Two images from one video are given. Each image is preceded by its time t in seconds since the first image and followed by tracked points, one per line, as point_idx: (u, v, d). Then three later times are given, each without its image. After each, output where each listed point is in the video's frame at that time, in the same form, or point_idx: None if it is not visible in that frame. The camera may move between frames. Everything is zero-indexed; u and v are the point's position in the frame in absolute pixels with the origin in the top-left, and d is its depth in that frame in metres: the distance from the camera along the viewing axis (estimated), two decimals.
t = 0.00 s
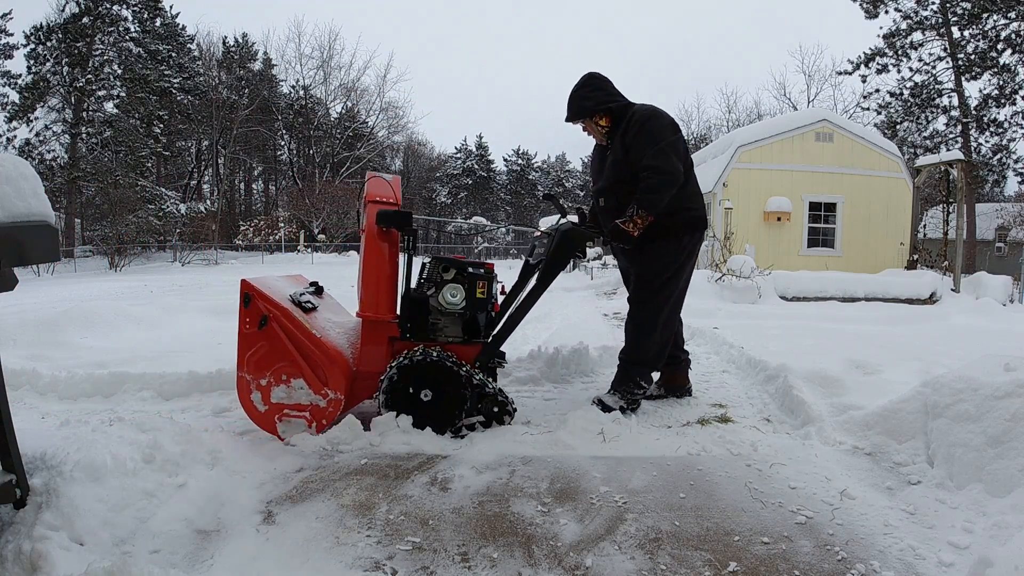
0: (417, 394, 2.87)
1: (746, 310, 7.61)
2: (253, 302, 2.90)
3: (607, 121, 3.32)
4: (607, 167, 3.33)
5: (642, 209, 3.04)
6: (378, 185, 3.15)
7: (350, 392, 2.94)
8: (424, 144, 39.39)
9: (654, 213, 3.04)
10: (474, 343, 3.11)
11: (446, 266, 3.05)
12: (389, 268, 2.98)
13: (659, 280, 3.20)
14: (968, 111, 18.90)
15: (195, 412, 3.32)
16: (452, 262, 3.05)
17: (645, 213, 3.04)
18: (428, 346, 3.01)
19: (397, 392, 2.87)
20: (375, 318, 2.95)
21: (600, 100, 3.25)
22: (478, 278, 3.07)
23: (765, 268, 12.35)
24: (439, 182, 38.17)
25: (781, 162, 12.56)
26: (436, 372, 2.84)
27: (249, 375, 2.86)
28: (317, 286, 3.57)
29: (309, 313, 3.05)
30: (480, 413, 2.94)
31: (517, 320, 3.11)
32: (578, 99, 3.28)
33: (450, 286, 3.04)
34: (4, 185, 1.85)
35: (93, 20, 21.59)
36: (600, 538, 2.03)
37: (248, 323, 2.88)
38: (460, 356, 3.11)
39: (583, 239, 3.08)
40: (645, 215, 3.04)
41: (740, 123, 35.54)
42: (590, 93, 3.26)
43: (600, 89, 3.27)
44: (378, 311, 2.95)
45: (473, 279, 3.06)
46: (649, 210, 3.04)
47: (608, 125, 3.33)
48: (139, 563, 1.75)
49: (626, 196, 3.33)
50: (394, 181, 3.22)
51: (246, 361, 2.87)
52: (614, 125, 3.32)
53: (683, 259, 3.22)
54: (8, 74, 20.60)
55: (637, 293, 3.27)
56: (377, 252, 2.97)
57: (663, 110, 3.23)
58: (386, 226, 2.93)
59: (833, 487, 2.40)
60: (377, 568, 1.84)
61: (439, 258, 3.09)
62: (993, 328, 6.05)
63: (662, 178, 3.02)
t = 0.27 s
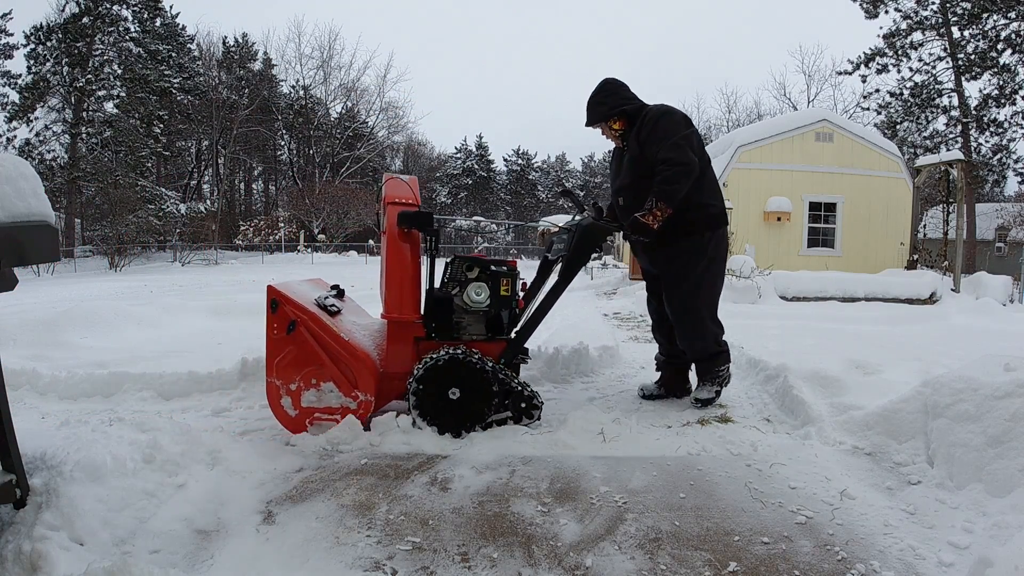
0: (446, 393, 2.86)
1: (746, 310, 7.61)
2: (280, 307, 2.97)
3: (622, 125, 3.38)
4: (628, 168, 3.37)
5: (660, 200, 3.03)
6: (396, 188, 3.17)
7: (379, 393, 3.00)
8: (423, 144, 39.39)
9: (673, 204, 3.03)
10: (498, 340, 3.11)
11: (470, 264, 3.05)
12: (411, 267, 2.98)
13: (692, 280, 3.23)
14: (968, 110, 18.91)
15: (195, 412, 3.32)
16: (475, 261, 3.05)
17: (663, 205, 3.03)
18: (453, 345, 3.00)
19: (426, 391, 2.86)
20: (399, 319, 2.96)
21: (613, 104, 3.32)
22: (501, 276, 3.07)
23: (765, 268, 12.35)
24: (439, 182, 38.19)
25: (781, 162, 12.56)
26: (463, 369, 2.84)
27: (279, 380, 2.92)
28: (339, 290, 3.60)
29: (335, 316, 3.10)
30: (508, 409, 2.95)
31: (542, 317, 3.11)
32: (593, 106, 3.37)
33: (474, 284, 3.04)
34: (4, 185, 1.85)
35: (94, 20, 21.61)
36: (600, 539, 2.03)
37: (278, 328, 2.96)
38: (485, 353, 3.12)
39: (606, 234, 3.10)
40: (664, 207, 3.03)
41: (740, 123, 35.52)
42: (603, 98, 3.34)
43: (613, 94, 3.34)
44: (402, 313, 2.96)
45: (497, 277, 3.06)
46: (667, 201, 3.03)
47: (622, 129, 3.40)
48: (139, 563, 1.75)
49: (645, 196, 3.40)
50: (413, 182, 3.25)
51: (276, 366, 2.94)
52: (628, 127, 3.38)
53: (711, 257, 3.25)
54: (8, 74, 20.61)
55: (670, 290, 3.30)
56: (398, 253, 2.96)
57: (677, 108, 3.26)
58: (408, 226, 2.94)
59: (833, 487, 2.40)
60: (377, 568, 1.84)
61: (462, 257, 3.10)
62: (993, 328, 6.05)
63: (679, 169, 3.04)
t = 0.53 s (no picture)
0: (473, 391, 2.88)
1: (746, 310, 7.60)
2: (308, 310, 2.93)
3: (649, 125, 3.38)
4: (652, 169, 3.36)
5: (683, 197, 3.05)
6: (416, 188, 3.19)
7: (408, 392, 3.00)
8: (424, 144, 39.39)
9: (695, 200, 3.04)
10: (523, 337, 3.19)
11: (495, 264, 3.10)
12: (436, 268, 3.02)
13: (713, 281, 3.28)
14: (968, 110, 18.90)
15: (195, 412, 3.32)
16: (501, 260, 3.10)
17: (685, 204, 3.05)
18: (479, 342, 3.08)
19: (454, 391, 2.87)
20: (426, 319, 3.00)
21: (639, 106, 3.34)
22: (526, 274, 3.13)
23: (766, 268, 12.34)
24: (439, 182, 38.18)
25: (781, 162, 12.56)
26: (491, 365, 2.86)
27: (308, 383, 2.91)
28: (362, 293, 3.61)
29: (360, 317, 3.10)
30: (536, 407, 2.95)
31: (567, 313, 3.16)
32: (619, 107, 3.38)
33: (499, 282, 3.09)
34: (5, 185, 1.85)
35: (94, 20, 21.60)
36: (600, 539, 2.03)
37: (304, 332, 2.92)
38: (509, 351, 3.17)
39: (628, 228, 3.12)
40: (686, 204, 3.06)
41: (740, 123, 35.50)
42: (630, 98, 3.35)
43: (638, 95, 3.35)
44: (428, 313, 3.00)
45: (522, 275, 3.12)
46: (690, 198, 3.05)
47: (649, 130, 3.41)
48: (139, 563, 1.75)
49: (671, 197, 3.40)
50: (430, 184, 3.28)
51: (305, 369, 2.91)
52: (654, 127, 3.38)
53: (734, 258, 3.28)
54: (8, 74, 20.58)
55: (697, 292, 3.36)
56: (423, 253, 3.01)
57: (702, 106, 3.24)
58: (431, 227, 3.00)
59: (833, 487, 2.40)
60: (377, 568, 1.84)
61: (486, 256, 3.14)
62: (993, 328, 6.05)
63: (704, 168, 3.04)
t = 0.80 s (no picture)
0: (504, 390, 2.94)
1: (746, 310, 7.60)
2: (342, 309, 2.99)
3: (685, 122, 3.36)
4: (682, 168, 3.36)
5: (711, 201, 3.07)
6: (445, 188, 3.21)
7: (440, 391, 3.03)
8: (424, 144, 39.39)
9: (724, 206, 3.06)
10: (550, 337, 3.22)
11: (525, 264, 3.11)
12: (466, 268, 3.03)
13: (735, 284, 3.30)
14: (968, 110, 18.90)
15: (196, 412, 3.32)
16: (530, 261, 3.11)
17: (713, 207, 3.07)
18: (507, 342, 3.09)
19: (485, 390, 2.93)
20: (456, 320, 3.01)
21: (675, 102, 3.31)
22: (555, 274, 3.15)
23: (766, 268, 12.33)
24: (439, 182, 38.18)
25: (781, 162, 12.56)
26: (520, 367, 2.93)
27: (342, 382, 2.95)
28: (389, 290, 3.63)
29: (392, 316, 3.14)
30: (563, 406, 3.01)
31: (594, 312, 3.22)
32: (654, 102, 3.33)
33: (530, 283, 3.10)
34: (4, 185, 1.85)
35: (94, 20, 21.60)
36: (600, 539, 2.03)
37: (338, 332, 2.97)
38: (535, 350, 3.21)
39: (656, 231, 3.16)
40: (713, 208, 3.08)
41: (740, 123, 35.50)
42: (667, 94, 3.32)
43: (673, 92, 3.33)
44: (459, 313, 3.01)
45: (552, 276, 3.14)
46: (718, 203, 3.07)
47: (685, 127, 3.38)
48: (139, 563, 1.75)
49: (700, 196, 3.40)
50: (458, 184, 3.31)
51: (339, 368, 2.97)
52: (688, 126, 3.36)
53: (759, 262, 3.29)
54: (8, 74, 20.58)
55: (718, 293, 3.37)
56: (452, 255, 3.01)
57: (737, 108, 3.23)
58: (461, 229, 3.00)
59: (833, 486, 2.40)
60: (377, 568, 1.84)
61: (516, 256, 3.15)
62: (993, 328, 6.04)
63: (736, 174, 3.05)
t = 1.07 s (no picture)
0: (528, 387, 2.96)
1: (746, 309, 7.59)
2: (368, 310, 2.94)
3: (710, 118, 3.32)
4: (704, 166, 3.35)
5: (732, 200, 3.09)
6: (465, 189, 3.23)
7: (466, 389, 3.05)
8: (424, 144, 39.39)
9: (744, 206, 3.08)
10: (571, 335, 3.24)
11: (547, 263, 3.11)
12: (488, 267, 3.04)
13: (755, 281, 3.30)
14: (968, 111, 18.90)
15: (197, 412, 3.32)
16: (553, 260, 3.11)
17: (733, 206, 3.09)
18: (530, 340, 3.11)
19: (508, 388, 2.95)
20: (480, 319, 3.02)
21: (700, 98, 3.25)
22: (577, 273, 3.15)
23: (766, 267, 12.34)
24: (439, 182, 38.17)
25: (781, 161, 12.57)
26: (544, 365, 2.96)
27: (369, 383, 2.93)
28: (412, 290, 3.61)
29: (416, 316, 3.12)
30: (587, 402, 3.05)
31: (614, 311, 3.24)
32: (678, 96, 3.27)
33: (553, 282, 3.10)
34: (5, 185, 1.85)
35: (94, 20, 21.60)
36: (600, 538, 2.03)
37: (365, 332, 2.94)
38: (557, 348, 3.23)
39: (675, 229, 3.18)
40: (734, 207, 3.10)
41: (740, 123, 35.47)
42: (692, 88, 3.26)
43: (698, 87, 3.27)
44: (482, 313, 3.02)
45: (575, 275, 3.14)
46: (738, 202, 3.09)
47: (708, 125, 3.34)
48: (139, 563, 1.75)
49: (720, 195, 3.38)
50: (477, 185, 3.32)
51: (367, 368, 2.94)
52: (712, 123, 3.33)
53: (777, 261, 3.30)
54: (8, 74, 20.59)
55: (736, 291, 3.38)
56: (474, 255, 3.03)
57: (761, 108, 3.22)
58: (482, 229, 3.00)
59: (834, 487, 2.40)
60: (377, 568, 1.84)
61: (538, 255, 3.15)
62: (993, 328, 6.05)
63: (758, 176, 3.07)
